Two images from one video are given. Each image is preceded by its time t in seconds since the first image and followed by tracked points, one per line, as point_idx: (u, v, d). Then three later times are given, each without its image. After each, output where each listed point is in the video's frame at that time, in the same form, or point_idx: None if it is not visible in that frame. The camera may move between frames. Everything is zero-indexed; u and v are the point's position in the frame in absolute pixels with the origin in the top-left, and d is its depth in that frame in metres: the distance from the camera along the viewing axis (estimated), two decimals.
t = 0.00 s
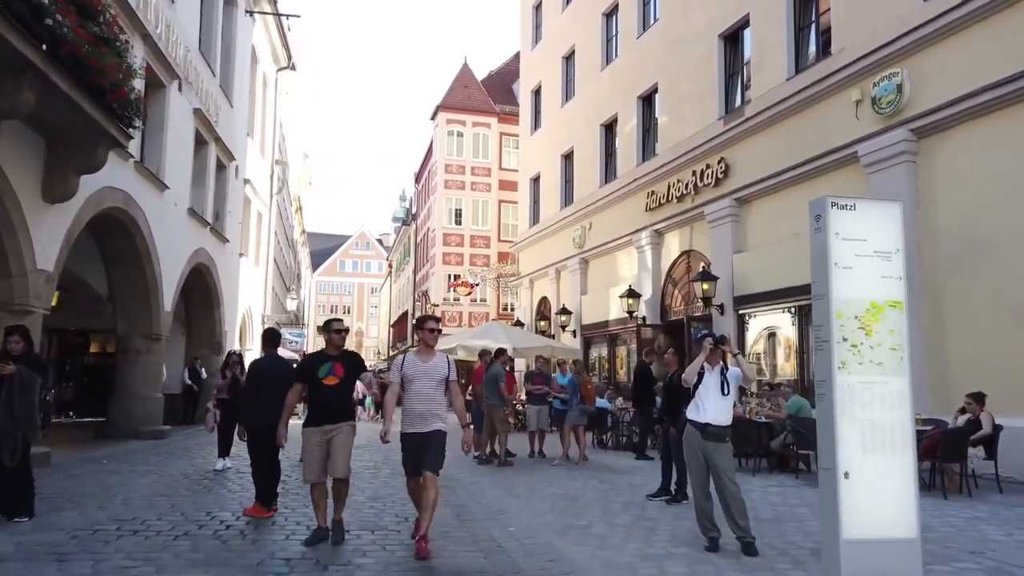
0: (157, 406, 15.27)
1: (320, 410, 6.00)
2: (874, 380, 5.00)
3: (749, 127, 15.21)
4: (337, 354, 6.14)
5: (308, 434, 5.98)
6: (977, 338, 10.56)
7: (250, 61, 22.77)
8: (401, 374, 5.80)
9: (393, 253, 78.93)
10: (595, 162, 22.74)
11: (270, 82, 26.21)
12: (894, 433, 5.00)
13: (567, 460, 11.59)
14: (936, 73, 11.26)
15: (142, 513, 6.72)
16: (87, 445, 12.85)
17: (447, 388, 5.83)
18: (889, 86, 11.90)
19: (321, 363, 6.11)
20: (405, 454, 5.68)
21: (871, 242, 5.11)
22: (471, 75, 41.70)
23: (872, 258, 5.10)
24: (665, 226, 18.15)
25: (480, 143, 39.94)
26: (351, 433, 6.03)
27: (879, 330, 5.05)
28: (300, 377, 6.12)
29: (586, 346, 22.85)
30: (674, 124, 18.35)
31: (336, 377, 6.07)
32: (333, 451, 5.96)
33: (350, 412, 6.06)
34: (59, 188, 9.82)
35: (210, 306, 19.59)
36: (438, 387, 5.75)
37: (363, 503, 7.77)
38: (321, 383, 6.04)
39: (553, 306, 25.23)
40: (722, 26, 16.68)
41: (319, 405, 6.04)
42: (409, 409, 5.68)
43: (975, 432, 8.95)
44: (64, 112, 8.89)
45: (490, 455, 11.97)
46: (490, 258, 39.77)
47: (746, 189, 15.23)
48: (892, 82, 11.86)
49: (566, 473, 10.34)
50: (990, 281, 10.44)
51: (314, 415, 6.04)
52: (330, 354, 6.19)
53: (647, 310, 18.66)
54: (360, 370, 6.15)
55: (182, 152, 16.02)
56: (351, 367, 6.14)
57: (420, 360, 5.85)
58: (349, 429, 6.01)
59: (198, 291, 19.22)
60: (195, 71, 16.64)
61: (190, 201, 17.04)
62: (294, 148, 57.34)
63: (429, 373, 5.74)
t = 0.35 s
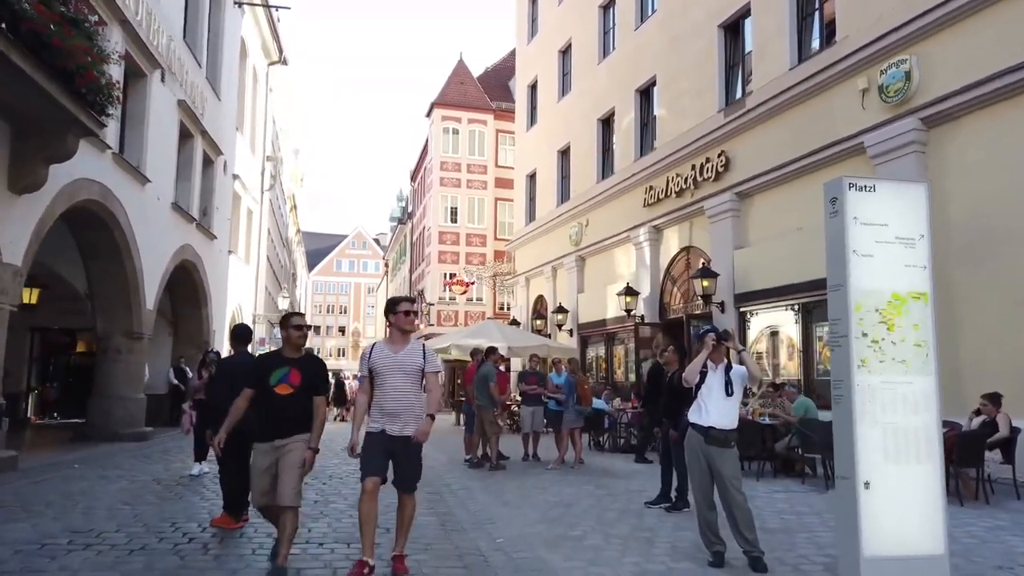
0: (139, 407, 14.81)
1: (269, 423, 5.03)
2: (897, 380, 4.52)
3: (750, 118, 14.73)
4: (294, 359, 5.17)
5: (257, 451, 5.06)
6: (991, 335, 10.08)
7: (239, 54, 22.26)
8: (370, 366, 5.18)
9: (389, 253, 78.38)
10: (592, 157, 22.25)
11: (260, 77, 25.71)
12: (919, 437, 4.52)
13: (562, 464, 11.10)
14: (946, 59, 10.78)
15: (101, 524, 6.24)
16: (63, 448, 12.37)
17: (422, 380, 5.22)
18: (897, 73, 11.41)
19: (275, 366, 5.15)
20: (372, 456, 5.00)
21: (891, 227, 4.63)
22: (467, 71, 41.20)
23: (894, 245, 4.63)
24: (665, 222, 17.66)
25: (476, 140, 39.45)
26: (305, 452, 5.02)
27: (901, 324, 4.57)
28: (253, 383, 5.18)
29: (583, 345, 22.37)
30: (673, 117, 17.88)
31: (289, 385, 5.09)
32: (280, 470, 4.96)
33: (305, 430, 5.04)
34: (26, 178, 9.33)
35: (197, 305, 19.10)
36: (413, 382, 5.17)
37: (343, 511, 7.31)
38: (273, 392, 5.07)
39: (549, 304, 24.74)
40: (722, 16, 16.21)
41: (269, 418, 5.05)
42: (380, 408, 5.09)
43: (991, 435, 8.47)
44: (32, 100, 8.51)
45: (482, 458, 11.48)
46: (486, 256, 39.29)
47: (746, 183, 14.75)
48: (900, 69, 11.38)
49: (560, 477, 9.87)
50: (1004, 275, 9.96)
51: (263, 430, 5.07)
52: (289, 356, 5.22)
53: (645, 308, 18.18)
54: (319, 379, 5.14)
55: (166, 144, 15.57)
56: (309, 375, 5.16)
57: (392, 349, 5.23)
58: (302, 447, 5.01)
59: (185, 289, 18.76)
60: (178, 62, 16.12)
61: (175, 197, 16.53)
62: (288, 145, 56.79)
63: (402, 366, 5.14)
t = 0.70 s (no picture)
0: (121, 406, 14.36)
1: (202, 426, 4.35)
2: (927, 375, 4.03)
3: (754, 108, 14.23)
4: (224, 345, 4.48)
5: (180, 457, 4.34)
6: (1008, 329, 9.59)
7: (229, 46, 21.77)
8: (312, 362, 4.40)
9: (386, 252, 77.91)
10: (591, 151, 21.77)
11: (252, 70, 25.23)
12: (953, 437, 4.03)
13: (557, 465, 10.59)
14: (960, 42, 10.29)
15: (54, 532, 5.75)
16: (39, 449, 11.90)
17: (376, 375, 4.42)
18: (908, 58, 10.93)
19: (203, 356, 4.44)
20: (321, 474, 4.24)
21: (920, 204, 4.15)
22: (464, 67, 40.70)
23: (923, 224, 4.15)
24: (664, 217, 17.18)
25: (474, 137, 38.97)
26: (245, 459, 4.44)
27: (931, 312, 4.09)
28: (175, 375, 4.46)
29: (580, 343, 21.90)
30: (673, 109, 17.40)
31: (221, 379, 4.40)
32: (218, 484, 4.38)
33: (244, 429, 4.42)
34: None
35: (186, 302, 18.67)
36: (363, 378, 4.37)
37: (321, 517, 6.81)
38: (202, 388, 4.39)
39: (547, 302, 24.26)
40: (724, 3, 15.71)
41: (198, 418, 4.37)
42: (326, 412, 4.31)
43: (1012, 436, 7.99)
44: None
45: (474, 459, 10.98)
46: (483, 254, 38.81)
47: (750, 175, 14.26)
48: (911, 53, 10.88)
49: (555, 480, 9.37)
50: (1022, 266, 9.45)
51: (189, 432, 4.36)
52: (217, 341, 4.52)
53: (644, 305, 17.70)
54: (260, 369, 4.49)
55: (151, 136, 15.11)
56: (244, 364, 4.48)
57: (337, 341, 4.43)
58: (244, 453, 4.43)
59: (172, 285, 18.29)
60: (164, 51, 15.64)
61: (160, 189, 16.05)
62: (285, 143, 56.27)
63: (348, 361, 4.35)
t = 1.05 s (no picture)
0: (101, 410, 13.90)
1: (65, 438, 3.56)
2: (967, 380, 3.55)
3: (757, 100, 13.73)
4: (98, 338, 3.66)
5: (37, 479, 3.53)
6: None
7: (217, 39, 21.26)
8: (233, 360, 3.42)
9: (383, 251, 77.36)
10: (588, 147, 21.27)
11: (241, 64, 24.71)
12: (994, 451, 3.55)
13: (552, 471, 10.08)
14: (974, 27, 9.79)
15: None
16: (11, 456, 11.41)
17: (316, 382, 3.46)
18: (919, 44, 10.44)
19: (69, 351, 3.61)
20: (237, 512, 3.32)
21: (958, 184, 3.66)
22: (460, 63, 40.19)
23: (960, 207, 3.66)
24: (663, 213, 16.69)
25: (470, 134, 38.46)
26: (125, 478, 3.67)
27: (971, 308, 3.60)
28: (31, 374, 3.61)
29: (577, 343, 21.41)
30: (672, 102, 16.91)
31: (93, 380, 3.60)
32: (90, 512, 3.58)
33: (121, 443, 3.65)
34: None
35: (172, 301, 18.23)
36: (301, 383, 3.40)
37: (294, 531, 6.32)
38: (68, 391, 3.57)
39: (543, 301, 23.76)
40: None
41: (64, 429, 3.56)
42: (244, 431, 3.34)
43: None
44: None
45: (464, 464, 10.46)
46: (479, 253, 38.29)
47: (752, 168, 13.76)
48: (922, 40, 10.38)
49: (548, 488, 8.86)
50: None
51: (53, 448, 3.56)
52: (89, 332, 3.68)
53: (643, 304, 17.19)
54: (146, 369, 3.71)
55: (132, 130, 14.68)
56: (125, 360, 3.68)
57: (265, 336, 3.45)
58: (120, 475, 3.64)
59: (157, 283, 17.79)
60: (145, 40, 15.14)
61: (141, 183, 15.54)
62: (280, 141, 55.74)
63: (280, 361, 3.37)
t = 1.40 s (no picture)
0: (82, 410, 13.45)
1: None
2: None
3: (763, 89, 13.25)
4: None
5: None
6: None
7: (207, 30, 20.77)
8: (131, 332, 2.64)
9: (380, 251, 76.85)
10: (587, 140, 20.79)
11: (232, 57, 24.20)
12: None
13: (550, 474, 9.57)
14: (994, 7, 9.29)
15: None
16: None
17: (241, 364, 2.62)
18: (935, 27, 9.95)
19: None
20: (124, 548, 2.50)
21: (1017, 147, 3.18)
22: (457, 59, 39.71)
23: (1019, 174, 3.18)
24: (664, 208, 16.21)
25: (467, 131, 37.98)
26: None
27: None
28: None
29: (575, 342, 20.93)
30: (674, 93, 16.43)
31: None
32: None
33: None
34: None
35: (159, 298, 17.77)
36: (215, 365, 2.56)
37: (270, 541, 5.83)
38: None
39: (541, 299, 23.27)
40: None
41: None
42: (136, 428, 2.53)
43: None
44: None
45: (458, 467, 9.95)
46: (477, 251, 37.80)
47: (758, 160, 13.27)
48: (939, 22, 9.88)
49: (546, 491, 8.36)
50: None
51: None
52: None
53: (643, 301, 16.69)
54: None
55: (115, 121, 14.25)
56: None
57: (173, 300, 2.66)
58: None
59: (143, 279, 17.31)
60: (129, 27, 14.67)
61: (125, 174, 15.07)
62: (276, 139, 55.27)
63: (185, 333, 2.55)
